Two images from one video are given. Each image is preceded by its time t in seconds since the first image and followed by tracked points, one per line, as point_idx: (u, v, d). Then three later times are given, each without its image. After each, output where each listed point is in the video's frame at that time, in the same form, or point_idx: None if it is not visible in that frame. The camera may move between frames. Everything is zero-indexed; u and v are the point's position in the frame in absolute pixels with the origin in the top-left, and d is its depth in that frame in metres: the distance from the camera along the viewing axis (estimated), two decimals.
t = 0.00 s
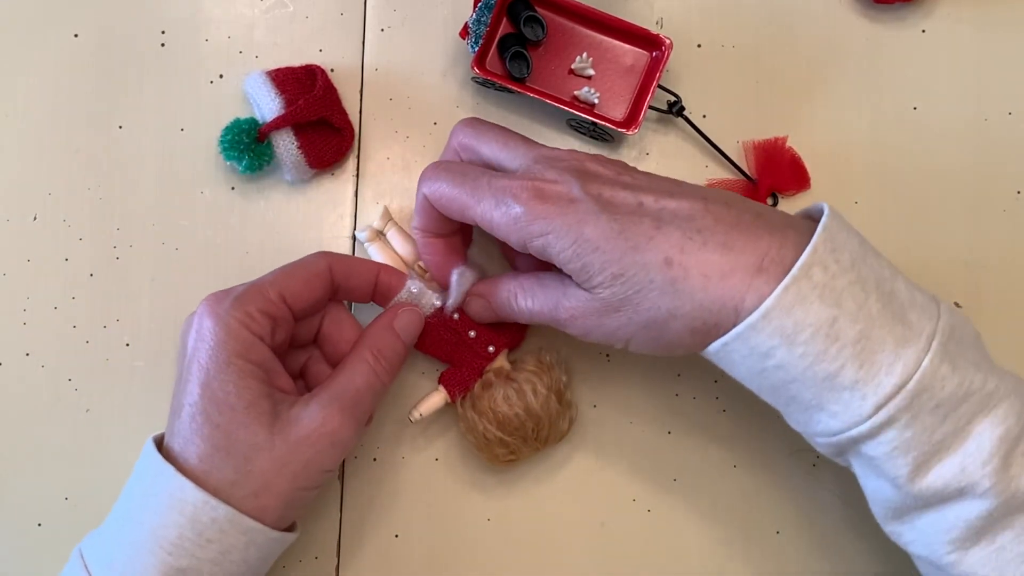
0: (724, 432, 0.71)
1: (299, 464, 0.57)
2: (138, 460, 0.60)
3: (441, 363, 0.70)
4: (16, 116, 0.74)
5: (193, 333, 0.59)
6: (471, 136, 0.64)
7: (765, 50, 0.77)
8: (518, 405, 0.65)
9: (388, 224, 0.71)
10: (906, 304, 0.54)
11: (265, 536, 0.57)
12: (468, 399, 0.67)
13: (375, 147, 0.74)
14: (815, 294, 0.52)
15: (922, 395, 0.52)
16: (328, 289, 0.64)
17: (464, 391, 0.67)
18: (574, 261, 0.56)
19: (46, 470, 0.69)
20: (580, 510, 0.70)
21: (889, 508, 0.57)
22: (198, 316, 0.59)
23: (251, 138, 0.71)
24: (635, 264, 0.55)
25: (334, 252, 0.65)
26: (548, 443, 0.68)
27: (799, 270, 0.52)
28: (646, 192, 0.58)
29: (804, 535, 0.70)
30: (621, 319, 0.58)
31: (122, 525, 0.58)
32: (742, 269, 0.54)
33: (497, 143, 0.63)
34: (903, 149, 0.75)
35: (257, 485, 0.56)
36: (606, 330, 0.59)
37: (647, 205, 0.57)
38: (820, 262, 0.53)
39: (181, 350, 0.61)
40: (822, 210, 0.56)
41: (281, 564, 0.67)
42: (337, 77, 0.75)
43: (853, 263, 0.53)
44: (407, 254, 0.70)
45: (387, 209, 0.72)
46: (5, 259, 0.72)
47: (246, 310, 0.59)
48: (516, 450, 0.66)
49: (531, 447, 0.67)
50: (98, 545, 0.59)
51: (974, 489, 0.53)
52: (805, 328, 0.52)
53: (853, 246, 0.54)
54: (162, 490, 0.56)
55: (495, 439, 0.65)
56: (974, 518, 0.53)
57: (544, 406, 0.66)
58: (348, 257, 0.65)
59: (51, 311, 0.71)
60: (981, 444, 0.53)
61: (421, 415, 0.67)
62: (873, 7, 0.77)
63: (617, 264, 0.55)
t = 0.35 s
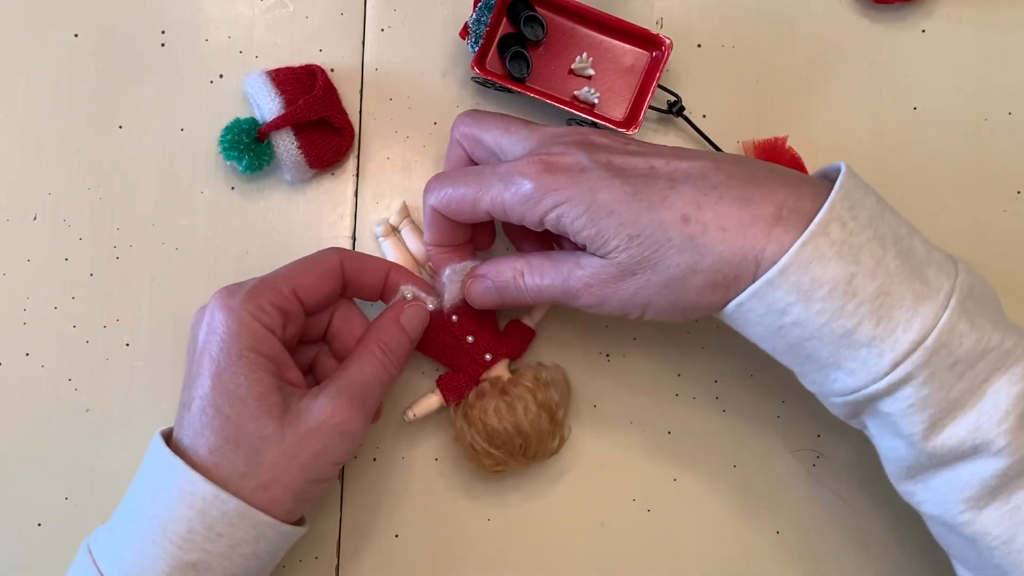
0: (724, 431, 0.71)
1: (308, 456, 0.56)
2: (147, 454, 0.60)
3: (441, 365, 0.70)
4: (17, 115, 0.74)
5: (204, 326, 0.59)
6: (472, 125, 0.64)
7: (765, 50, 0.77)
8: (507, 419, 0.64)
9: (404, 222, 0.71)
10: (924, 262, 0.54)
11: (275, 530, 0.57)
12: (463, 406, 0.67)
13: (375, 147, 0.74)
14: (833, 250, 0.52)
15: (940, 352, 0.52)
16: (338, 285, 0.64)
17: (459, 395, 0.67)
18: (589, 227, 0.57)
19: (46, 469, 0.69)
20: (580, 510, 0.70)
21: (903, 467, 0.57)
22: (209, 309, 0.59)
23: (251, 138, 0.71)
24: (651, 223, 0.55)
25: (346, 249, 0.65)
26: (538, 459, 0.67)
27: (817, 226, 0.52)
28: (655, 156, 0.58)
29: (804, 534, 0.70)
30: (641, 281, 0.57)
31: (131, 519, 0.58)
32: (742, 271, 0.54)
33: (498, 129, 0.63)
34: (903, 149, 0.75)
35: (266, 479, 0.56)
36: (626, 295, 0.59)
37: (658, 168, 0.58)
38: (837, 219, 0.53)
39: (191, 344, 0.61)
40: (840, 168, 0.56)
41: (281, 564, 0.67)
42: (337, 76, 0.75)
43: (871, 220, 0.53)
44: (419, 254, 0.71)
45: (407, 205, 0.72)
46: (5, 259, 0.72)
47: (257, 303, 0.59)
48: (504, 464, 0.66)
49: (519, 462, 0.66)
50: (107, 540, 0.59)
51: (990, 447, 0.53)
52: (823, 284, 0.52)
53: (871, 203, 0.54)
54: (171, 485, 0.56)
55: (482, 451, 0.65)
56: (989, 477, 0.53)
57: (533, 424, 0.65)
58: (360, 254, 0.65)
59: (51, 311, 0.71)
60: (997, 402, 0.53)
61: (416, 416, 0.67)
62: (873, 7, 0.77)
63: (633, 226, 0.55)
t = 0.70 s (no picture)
0: (724, 432, 0.71)
1: (309, 456, 0.56)
2: (147, 454, 0.60)
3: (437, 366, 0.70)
4: (16, 115, 0.74)
5: (202, 325, 0.59)
6: (456, 141, 0.63)
7: (765, 50, 0.77)
8: (485, 435, 0.64)
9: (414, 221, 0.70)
10: (908, 294, 0.53)
11: (276, 530, 0.57)
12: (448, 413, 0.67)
13: (375, 147, 0.74)
14: (817, 287, 0.51)
15: (926, 386, 0.52)
16: (338, 286, 0.64)
17: (446, 402, 0.67)
18: (572, 249, 0.55)
19: (47, 469, 0.69)
20: (579, 510, 0.70)
21: (891, 495, 0.57)
22: (207, 308, 0.59)
23: (251, 137, 0.71)
24: (637, 250, 0.54)
25: (347, 251, 0.65)
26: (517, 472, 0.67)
27: (801, 263, 0.51)
28: (641, 181, 0.57)
29: (803, 535, 0.70)
30: (622, 311, 0.56)
31: (131, 519, 0.58)
32: (727, 298, 0.53)
33: (483, 144, 0.62)
34: (903, 150, 0.75)
35: (266, 478, 0.56)
36: (606, 325, 0.57)
37: (644, 193, 0.56)
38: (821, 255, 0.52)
39: (190, 342, 0.61)
40: (822, 198, 0.55)
41: (281, 564, 0.67)
42: (337, 76, 0.75)
43: (854, 254, 0.53)
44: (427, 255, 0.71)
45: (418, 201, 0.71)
46: (4, 258, 0.72)
47: (255, 303, 0.59)
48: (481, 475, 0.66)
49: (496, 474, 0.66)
50: (108, 540, 0.59)
51: (978, 477, 0.53)
52: (808, 322, 0.51)
53: (855, 234, 0.53)
54: (172, 484, 0.56)
55: (460, 460, 0.66)
56: (979, 505, 0.54)
57: (509, 442, 0.65)
58: (360, 256, 0.65)
59: (51, 312, 0.71)
60: (984, 433, 0.53)
61: (409, 416, 0.68)
62: (873, 7, 0.77)
63: (618, 252, 0.54)
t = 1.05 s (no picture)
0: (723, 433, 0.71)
1: (313, 459, 0.56)
2: (151, 455, 0.59)
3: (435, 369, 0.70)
4: (17, 115, 0.74)
5: (194, 328, 0.59)
6: (447, 145, 0.62)
7: (765, 50, 0.77)
8: (490, 435, 0.65)
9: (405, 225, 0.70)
10: (891, 333, 0.52)
11: (284, 532, 0.57)
12: (450, 415, 0.67)
13: (375, 147, 0.74)
14: (797, 331, 0.51)
15: (908, 428, 0.51)
16: (330, 291, 0.64)
17: (447, 404, 0.67)
18: (554, 280, 0.55)
19: (47, 469, 0.69)
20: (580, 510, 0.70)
21: (878, 531, 0.57)
22: (198, 311, 0.59)
23: (251, 137, 0.71)
24: (619, 284, 0.53)
25: (339, 256, 0.65)
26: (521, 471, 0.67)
27: (780, 308, 0.51)
28: (628, 212, 0.56)
29: (803, 536, 0.70)
30: (601, 346, 0.55)
31: (137, 520, 0.58)
32: (708, 336, 0.52)
33: (474, 150, 0.60)
34: (903, 149, 0.75)
35: (271, 480, 0.56)
36: (586, 357, 0.56)
37: (631, 226, 0.55)
38: (801, 297, 0.51)
39: (179, 347, 0.61)
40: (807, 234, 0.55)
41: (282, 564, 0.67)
42: (337, 77, 0.75)
43: (836, 295, 0.52)
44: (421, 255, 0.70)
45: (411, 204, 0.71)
46: (4, 259, 0.72)
47: (246, 307, 0.59)
48: (486, 476, 0.66)
49: (501, 474, 0.67)
50: (114, 541, 0.59)
51: (965, 516, 0.53)
52: (788, 366, 0.51)
53: (837, 273, 0.53)
54: (180, 487, 0.56)
55: (464, 462, 0.66)
56: (967, 543, 0.54)
57: (513, 441, 0.65)
58: (353, 261, 0.65)
59: (51, 312, 0.71)
60: (968, 472, 0.53)
61: (410, 420, 0.68)
62: (873, 7, 0.77)
63: (599, 288, 0.54)
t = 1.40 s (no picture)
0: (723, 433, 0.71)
1: (310, 470, 0.56)
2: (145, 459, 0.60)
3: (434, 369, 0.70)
4: (17, 114, 0.74)
5: (186, 335, 0.59)
6: (446, 152, 0.59)
7: (765, 50, 0.77)
8: (487, 434, 0.65)
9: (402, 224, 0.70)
10: (873, 381, 0.52)
11: (278, 540, 0.57)
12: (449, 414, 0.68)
13: (374, 147, 0.74)
14: (778, 384, 0.50)
15: (895, 476, 0.51)
16: (325, 300, 0.64)
17: (445, 403, 0.67)
18: (540, 313, 0.54)
19: (47, 469, 0.69)
20: (579, 511, 0.70)
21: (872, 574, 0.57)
22: (191, 319, 0.59)
23: (251, 138, 0.71)
24: (607, 312, 0.52)
25: (335, 266, 0.65)
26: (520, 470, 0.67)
27: (761, 361, 0.50)
28: (620, 252, 0.53)
29: (802, 536, 0.71)
30: (580, 385, 0.56)
31: (130, 524, 0.58)
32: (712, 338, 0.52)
33: (472, 160, 0.58)
34: (903, 150, 0.75)
35: (266, 491, 0.56)
36: (565, 387, 0.56)
37: (621, 269, 0.53)
38: (782, 348, 0.51)
39: (173, 355, 0.61)
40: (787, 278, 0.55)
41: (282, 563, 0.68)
42: (337, 77, 0.75)
43: (817, 344, 0.52)
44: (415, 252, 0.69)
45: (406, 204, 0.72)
46: (4, 259, 0.72)
47: (241, 314, 0.59)
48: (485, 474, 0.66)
49: (499, 473, 0.67)
50: (107, 544, 0.60)
51: (958, 558, 0.53)
52: (771, 420, 0.51)
53: (816, 324, 0.52)
54: (172, 495, 0.56)
55: (463, 461, 0.66)
56: None
57: (511, 441, 0.65)
58: (348, 271, 0.65)
59: (52, 312, 0.71)
60: (958, 514, 0.53)
61: (410, 418, 0.68)
62: (873, 7, 0.77)
63: (582, 329, 0.53)
